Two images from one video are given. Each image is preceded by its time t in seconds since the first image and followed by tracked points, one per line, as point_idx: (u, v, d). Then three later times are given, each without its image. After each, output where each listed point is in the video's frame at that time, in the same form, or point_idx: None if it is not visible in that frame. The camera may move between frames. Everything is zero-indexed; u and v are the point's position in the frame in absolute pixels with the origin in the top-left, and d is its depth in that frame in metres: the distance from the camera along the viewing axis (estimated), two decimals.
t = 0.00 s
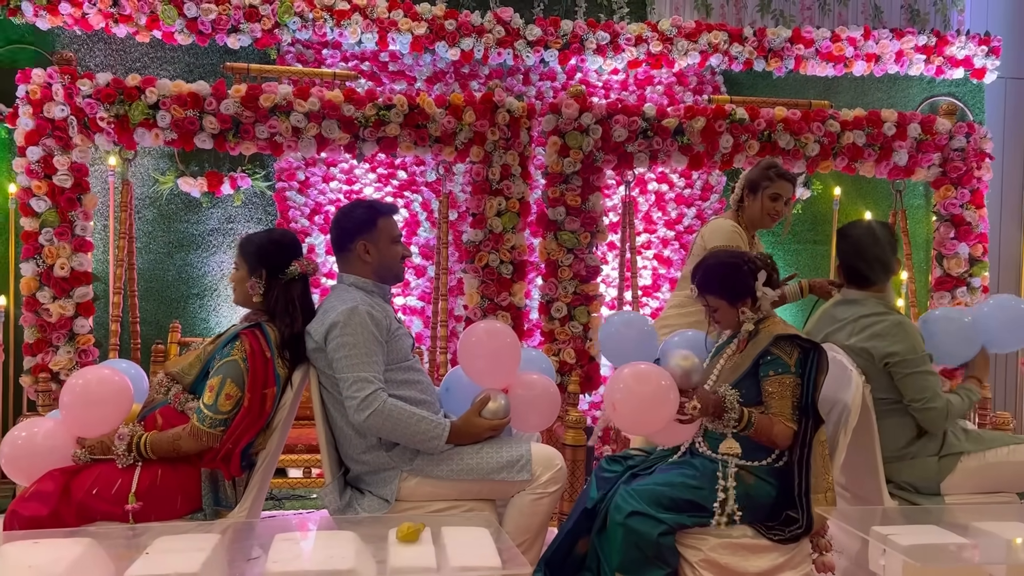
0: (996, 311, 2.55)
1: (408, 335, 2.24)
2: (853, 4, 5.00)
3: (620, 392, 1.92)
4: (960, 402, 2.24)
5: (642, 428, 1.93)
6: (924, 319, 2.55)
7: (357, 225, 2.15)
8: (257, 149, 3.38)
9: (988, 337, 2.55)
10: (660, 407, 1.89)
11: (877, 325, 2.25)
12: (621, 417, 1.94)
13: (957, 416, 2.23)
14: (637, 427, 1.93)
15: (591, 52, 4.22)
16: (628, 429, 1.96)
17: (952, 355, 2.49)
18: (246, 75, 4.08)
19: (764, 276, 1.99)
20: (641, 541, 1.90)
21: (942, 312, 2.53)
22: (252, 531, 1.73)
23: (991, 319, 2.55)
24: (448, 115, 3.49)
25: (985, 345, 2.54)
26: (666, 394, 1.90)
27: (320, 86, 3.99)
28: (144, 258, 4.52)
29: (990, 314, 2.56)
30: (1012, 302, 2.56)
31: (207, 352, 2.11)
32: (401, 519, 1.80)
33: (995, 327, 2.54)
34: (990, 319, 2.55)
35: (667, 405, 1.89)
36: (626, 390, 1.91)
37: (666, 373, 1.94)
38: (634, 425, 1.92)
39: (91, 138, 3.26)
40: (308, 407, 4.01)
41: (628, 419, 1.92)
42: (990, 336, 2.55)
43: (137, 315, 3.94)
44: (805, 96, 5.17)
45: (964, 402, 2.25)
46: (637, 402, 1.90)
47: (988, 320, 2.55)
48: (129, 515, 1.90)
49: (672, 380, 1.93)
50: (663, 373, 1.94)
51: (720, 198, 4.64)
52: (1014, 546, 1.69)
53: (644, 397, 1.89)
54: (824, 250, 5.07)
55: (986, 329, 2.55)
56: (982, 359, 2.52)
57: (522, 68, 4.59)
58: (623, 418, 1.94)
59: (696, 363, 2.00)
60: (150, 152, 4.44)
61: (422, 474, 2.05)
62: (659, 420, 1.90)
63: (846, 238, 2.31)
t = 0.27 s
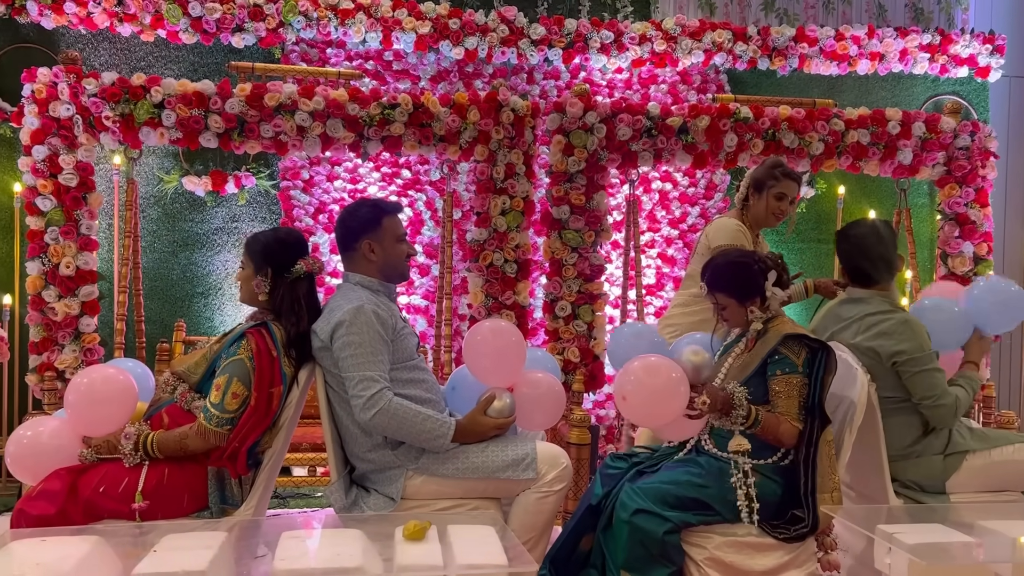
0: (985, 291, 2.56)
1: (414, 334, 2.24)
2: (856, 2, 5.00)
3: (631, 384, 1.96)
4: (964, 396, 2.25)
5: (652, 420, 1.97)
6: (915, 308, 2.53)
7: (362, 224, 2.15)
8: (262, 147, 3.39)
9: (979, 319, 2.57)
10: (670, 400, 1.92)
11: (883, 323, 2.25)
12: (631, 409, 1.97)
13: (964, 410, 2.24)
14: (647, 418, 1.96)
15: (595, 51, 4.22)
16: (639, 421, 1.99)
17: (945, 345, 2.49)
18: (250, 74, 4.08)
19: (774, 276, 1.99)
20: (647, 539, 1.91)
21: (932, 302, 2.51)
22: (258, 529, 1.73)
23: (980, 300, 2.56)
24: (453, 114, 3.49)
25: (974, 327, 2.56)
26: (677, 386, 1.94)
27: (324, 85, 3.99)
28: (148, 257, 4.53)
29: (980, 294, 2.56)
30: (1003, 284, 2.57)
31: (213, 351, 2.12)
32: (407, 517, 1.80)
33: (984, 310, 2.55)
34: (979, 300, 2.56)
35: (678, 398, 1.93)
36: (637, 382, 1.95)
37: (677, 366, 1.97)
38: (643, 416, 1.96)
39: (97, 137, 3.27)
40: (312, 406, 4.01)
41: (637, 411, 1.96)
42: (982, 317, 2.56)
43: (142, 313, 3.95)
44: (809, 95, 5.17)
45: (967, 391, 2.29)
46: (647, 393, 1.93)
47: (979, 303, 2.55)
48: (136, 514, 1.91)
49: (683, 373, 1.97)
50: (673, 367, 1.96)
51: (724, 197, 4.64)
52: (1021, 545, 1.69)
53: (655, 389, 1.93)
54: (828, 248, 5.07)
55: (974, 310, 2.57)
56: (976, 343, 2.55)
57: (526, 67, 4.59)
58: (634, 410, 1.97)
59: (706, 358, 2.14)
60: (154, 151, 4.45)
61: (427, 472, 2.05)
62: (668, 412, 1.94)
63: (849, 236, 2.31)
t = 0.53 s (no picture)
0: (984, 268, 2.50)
1: (416, 334, 2.24)
2: (859, 2, 5.00)
3: (647, 385, 1.90)
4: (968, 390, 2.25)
5: (667, 422, 1.91)
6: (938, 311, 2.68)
7: (365, 223, 2.15)
8: (265, 147, 3.40)
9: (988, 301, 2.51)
10: (687, 402, 1.87)
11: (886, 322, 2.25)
12: (647, 411, 1.92)
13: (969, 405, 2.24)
14: (663, 421, 1.91)
15: (598, 50, 4.22)
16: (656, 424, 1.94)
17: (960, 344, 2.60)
18: (253, 74, 4.09)
19: (778, 276, 2.00)
20: (650, 539, 1.91)
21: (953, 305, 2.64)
22: (262, 528, 1.73)
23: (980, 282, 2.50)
24: (455, 113, 3.49)
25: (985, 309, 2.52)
26: (693, 388, 1.89)
27: (327, 85, 3.99)
28: (152, 256, 4.54)
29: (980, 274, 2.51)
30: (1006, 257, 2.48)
31: (217, 351, 2.12)
32: (411, 517, 1.81)
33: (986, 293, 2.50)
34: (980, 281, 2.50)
35: (695, 399, 1.88)
36: (653, 383, 1.90)
37: (693, 367, 1.92)
38: (658, 418, 1.91)
39: (100, 137, 3.27)
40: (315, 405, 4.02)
41: (653, 412, 1.91)
42: (983, 298, 2.50)
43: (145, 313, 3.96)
44: (811, 94, 5.17)
45: (971, 384, 2.27)
46: (664, 395, 1.88)
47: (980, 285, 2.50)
48: (140, 513, 1.92)
49: (699, 374, 1.92)
50: (689, 368, 1.92)
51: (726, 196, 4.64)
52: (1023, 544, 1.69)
53: (672, 391, 1.87)
54: (830, 248, 5.07)
55: (974, 293, 2.53)
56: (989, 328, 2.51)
57: (529, 66, 4.59)
58: (650, 412, 1.92)
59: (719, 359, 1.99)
60: (157, 151, 4.45)
61: (431, 471, 2.06)
62: (684, 414, 1.89)
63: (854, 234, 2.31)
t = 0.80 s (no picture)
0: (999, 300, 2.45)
1: (417, 333, 2.25)
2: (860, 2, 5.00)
3: (646, 386, 1.90)
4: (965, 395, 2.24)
5: (667, 423, 1.91)
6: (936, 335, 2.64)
7: (367, 222, 2.16)
8: (266, 146, 3.40)
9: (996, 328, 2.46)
10: (687, 403, 1.87)
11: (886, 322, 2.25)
12: (646, 412, 1.92)
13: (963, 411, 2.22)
14: (662, 421, 1.91)
15: (599, 49, 4.22)
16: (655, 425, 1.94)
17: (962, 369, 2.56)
18: (255, 73, 4.09)
19: (778, 276, 1.99)
20: (650, 538, 1.92)
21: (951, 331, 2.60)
22: (263, 527, 1.74)
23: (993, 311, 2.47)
24: (456, 113, 3.49)
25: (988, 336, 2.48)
26: (693, 389, 1.89)
27: (329, 84, 4.00)
28: (153, 256, 4.55)
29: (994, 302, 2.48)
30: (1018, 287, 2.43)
31: (218, 351, 2.13)
32: (412, 515, 1.81)
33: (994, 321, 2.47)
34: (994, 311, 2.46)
35: (694, 401, 1.88)
36: (653, 384, 1.90)
37: (693, 369, 1.93)
38: (657, 418, 1.91)
39: (102, 136, 3.28)
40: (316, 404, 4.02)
41: (653, 413, 1.91)
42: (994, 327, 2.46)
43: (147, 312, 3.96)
44: (812, 94, 5.18)
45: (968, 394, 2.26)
46: (664, 396, 1.88)
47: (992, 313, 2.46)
48: (142, 512, 1.92)
49: (698, 375, 1.92)
50: (689, 369, 1.92)
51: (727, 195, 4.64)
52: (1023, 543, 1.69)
53: (672, 392, 1.87)
54: (831, 247, 5.07)
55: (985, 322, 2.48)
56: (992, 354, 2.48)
57: (530, 66, 4.59)
58: (649, 413, 1.92)
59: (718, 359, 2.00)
60: (159, 150, 4.44)
61: (431, 470, 2.06)
62: (683, 415, 1.89)
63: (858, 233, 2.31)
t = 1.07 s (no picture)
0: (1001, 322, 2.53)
1: (416, 333, 2.25)
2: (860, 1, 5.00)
3: (644, 377, 1.91)
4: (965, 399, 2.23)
5: (663, 415, 1.91)
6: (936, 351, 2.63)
7: (365, 222, 2.16)
8: (266, 146, 3.40)
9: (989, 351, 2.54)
10: (684, 395, 1.88)
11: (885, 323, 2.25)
12: (642, 404, 1.92)
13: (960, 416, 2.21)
14: (657, 412, 1.91)
15: (598, 49, 4.22)
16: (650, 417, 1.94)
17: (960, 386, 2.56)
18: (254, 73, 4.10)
19: (774, 275, 2.01)
20: (650, 537, 1.92)
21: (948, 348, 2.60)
22: (262, 526, 1.74)
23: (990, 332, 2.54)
24: (456, 113, 3.49)
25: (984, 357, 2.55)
26: (689, 381, 1.89)
27: (328, 84, 4.00)
28: (153, 255, 4.55)
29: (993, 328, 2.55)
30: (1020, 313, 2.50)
31: (218, 351, 2.13)
32: (410, 515, 1.81)
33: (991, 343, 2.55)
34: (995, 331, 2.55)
35: (691, 393, 1.89)
36: (650, 375, 1.90)
37: (691, 363, 1.93)
38: (653, 410, 1.91)
39: (101, 136, 3.28)
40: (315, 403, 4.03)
41: (649, 404, 1.91)
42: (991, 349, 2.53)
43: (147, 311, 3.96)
44: (811, 93, 5.18)
45: (970, 407, 2.24)
46: (660, 386, 1.88)
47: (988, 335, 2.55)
48: (141, 512, 1.92)
49: (695, 368, 1.93)
50: (686, 363, 1.92)
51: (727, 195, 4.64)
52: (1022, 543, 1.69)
53: (669, 383, 1.88)
54: (831, 247, 5.07)
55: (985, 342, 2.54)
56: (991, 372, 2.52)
57: (529, 65, 4.59)
58: (645, 404, 1.92)
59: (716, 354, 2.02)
60: (159, 150, 4.45)
61: (430, 470, 2.06)
62: (679, 408, 1.89)
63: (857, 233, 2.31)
